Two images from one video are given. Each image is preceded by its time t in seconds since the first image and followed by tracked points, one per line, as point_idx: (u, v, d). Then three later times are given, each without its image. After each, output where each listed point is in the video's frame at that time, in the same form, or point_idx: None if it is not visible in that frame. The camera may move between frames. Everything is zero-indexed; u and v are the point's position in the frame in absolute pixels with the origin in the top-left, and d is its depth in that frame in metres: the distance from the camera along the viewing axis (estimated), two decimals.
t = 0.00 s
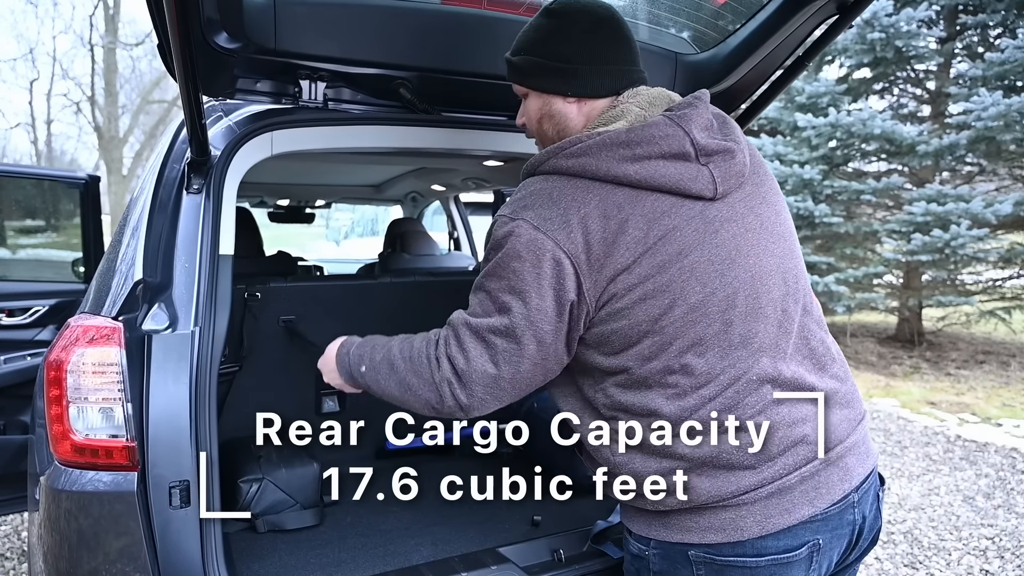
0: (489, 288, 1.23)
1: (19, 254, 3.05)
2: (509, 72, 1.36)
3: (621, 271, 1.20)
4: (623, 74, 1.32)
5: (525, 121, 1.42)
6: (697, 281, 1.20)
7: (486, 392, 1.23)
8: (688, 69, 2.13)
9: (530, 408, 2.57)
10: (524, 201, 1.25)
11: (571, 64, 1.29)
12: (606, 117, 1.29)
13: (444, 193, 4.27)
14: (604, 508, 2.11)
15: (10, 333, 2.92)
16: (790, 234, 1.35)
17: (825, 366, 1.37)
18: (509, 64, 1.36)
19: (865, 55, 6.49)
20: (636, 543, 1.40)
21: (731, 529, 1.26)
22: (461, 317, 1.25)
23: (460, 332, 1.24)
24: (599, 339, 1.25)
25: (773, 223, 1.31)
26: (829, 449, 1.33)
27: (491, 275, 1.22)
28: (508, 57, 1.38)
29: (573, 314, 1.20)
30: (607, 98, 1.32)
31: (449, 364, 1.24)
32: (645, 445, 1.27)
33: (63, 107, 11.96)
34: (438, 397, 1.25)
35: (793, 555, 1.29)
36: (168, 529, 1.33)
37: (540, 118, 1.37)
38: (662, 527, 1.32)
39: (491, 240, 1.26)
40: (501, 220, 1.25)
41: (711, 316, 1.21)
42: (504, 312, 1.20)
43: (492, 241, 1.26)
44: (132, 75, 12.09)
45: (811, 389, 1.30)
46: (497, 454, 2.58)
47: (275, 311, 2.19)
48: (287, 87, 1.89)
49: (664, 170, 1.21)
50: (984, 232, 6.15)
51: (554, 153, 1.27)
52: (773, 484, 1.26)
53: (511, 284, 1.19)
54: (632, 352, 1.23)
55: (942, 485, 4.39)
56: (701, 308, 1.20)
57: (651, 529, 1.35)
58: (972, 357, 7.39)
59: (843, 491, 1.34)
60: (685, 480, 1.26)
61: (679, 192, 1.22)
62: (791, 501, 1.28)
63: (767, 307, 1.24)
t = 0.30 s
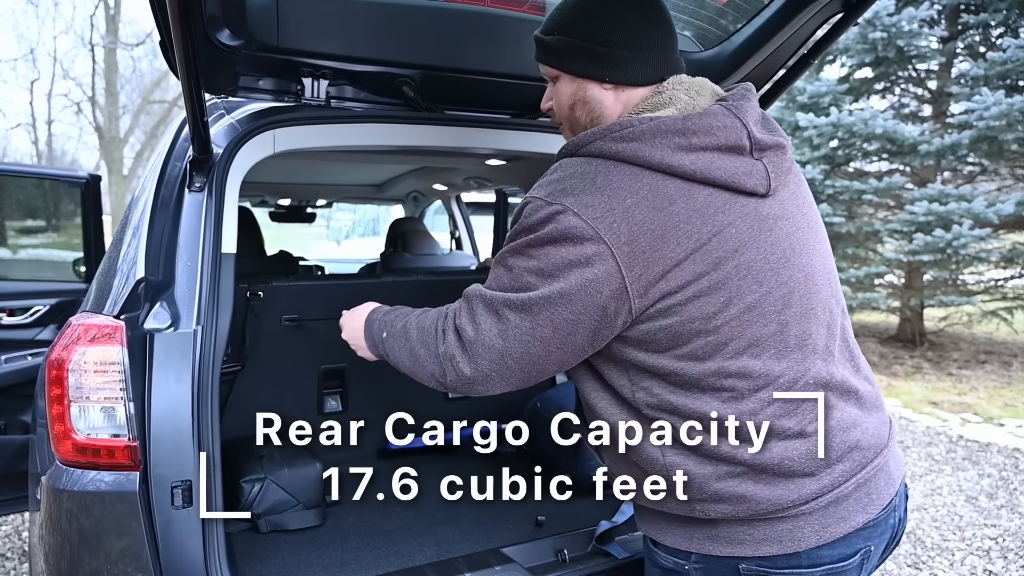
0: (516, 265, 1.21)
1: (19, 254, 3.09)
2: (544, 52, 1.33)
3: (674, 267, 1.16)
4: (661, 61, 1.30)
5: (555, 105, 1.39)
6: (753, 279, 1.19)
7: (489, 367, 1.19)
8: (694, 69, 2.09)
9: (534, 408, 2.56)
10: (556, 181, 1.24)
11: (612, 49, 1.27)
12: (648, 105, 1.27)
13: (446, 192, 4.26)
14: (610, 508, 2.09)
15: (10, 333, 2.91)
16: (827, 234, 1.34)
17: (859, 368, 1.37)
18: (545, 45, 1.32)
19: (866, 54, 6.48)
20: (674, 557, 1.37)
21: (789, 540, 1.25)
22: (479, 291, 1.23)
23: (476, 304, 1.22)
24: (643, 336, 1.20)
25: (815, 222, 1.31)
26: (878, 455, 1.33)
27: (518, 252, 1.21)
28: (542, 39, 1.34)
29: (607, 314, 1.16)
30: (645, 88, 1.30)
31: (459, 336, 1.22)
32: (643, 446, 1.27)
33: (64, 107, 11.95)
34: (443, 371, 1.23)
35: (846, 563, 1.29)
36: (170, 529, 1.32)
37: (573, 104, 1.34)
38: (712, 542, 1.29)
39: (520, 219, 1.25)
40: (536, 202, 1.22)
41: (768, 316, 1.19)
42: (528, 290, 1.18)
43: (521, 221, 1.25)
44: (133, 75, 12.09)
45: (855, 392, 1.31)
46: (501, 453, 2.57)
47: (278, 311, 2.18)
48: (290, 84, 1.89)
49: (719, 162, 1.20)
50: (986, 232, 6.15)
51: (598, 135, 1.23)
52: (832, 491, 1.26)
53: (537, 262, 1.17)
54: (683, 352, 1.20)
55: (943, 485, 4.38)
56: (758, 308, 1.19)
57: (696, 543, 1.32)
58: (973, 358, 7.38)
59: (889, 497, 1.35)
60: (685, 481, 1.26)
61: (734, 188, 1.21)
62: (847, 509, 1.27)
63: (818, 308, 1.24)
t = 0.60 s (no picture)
0: (530, 269, 1.21)
1: (20, 254, 3.09)
2: (555, 54, 1.32)
3: (698, 275, 1.16)
4: (674, 65, 1.28)
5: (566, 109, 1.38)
6: (780, 286, 1.18)
7: (497, 367, 1.20)
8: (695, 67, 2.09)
9: (536, 409, 2.56)
10: (570, 184, 1.24)
11: (623, 52, 1.26)
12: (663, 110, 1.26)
13: (446, 192, 4.25)
14: (613, 508, 2.09)
15: (11, 332, 2.90)
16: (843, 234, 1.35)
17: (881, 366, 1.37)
18: (556, 48, 1.32)
19: (867, 54, 6.49)
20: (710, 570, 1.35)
21: (835, 547, 1.24)
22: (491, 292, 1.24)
23: (486, 305, 1.23)
24: (667, 347, 1.19)
25: (832, 223, 1.31)
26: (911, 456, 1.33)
27: (532, 256, 1.22)
28: (553, 41, 1.34)
29: (623, 321, 1.15)
30: (658, 92, 1.29)
31: (469, 335, 1.22)
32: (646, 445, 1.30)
33: (64, 107, 11.94)
34: (451, 369, 1.24)
35: (888, 565, 1.31)
36: (172, 528, 1.32)
37: (585, 108, 1.33)
38: (755, 553, 1.28)
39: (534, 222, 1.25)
40: (552, 207, 1.22)
41: (797, 321, 1.19)
42: (542, 295, 1.18)
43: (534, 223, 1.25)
44: (134, 75, 12.09)
45: (885, 393, 1.31)
46: (502, 453, 2.57)
47: (280, 311, 2.18)
48: (292, 84, 1.88)
49: (741, 167, 1.20)
50: (987, 232, 6.15)
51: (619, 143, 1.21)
52: (875, 495, 1.26)
53: (549, 266, 1.18)
54: (713, 361, 1.19)
55: (945, 484, 4.38)
56: (787, 314, 1.19)
57: (736, 556, 1.30)
58: (974, 358, 7.37)
59: (919, 497, 1.35)
60: (684, 480, 1.28)
61: (757, 193, 1.20)
62: (888, 512, 1.27)
63: (845, 311, 1.24)
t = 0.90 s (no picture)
0: (509, 270, 1.20)
1: (21, 254, 3.06)
2: (537, 44, 1.31)
3: (665, 273, 1.15)
4: (655, 57, 1.27)
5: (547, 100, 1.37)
6: (744, 285, 1.17)
7: (484, 374, 1.18)
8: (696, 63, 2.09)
9: (537, 408, 2.55)
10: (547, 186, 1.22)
11: (604, 43, 1.24)
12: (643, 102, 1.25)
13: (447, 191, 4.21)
14: (615, 508, 2.08)
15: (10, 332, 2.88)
16: (826, 231, 1.32)
17: (863, 366, 1.35)
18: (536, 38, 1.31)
19: (869, 53, 6.48)
20: (669, 553, 1.37)
21: (784, 541, 1.24)
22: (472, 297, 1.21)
23: (469, 312, 1.20)
24: (630, 340, 1.20)
25: (812, 220, 1.28)
26: (880, 455, 1.30)
27: (512, 259, 1.20)
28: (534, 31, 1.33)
29: (597, 314, 1.15)
30: (638, 84, 1.28)
31: (453, 341, 1.20)
32: (644, 446, 1.27)
33: (64, 107, 11.91)
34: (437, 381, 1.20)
35: (845, 565, 1.28)
36: (171, 529, 1.31)
37: (566, 99, 1.32)
38: (706, 539, 1.30)
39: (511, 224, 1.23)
40: (530, 207, 1.20)
41: (758, 321, 1.18)
42: (522, 296, 1.17)
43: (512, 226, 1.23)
44: (135, 75, 12.07)
45: (855, 391, 1.29)
46: (503, 452, 2.56)
47: (279, 310, 2.18)
48: (292, 82, 1.87)
49: (714, 163, 1.18)
50: (989, 231, 6.15)
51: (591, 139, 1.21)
52: (830, 492, 1.24)
53: (530, 268, 1.16)
54: (671, 355, 1.20)
55: (948, 484, 4.36)
56: (748, 313, 1.18)
57: (690, 540, 1.32)
58: (976, 357, 7.35)
59: (889, 498, 1.32)
60: (685, 481, 1.26)
61: (729, 189, 1.19)
62: (845, 509, 1.25)
63: (814, 310, 1.22)
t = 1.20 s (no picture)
0: (471, 289, 1.22)
1: (22, 253, 3.04)
2: (494, 67, 1.31)
3: (620, 288, 1.15)
4: (609, 74, 1.27)
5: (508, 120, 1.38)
6: (702, 292, 1.15)
7: (451, 387, 1.20)
8: (703, 61, 2.07)
9: (540, 408, 2.53)
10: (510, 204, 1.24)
11: (557, 65, 1.25)
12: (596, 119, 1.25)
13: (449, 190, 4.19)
14: (619, 510, 2.05)
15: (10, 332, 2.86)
16: (799, 229, 1.29)
17: (850, 362, 1.31)
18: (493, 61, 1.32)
19: (872, 52, 6.41)
20: (659, 551, 1.35)
21: (767, 535, 1.22)
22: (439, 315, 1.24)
23: (438, 329, 1.23)
24: (598, 352, 1.20)
25: (779, 218, 1.26)
26: (863, 447, 1.28)
27: (473, 278, 1.22)
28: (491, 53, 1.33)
29: (559, 333, 1.16)
30: (593, 102, 1.28)
31: (421, 358, 1.23)
32: (644, 446, 1.25)
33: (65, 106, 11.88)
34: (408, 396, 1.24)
35: (832, 558, 1.26)
36: (173, 531, 1.29)
37: (525, 119, 1.33)
38: (692, 534, 1.28)
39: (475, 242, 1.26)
40: (487, 231, 1.21)
41: (721, 326, 1.16)
42: (483, 314, 1.19)
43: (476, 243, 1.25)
44: (135, 75, 12.05)
45: (838, 385, 1.25)
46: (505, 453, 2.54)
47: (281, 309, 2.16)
48: (293, 78, 1.85)
49: (660, 177, 1.16)
50: (993, 231, 6.11)
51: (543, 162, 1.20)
52: (810, 485, 1.22)
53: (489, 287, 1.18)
54: (637, 364, 1.19)
55: (952, 485, 4.34)
56: (708, 319, 1.16)
57: (677, 535, 1.30)
58: (979, 357, 7.33)
59: (877, 491, 1.30)
60: (685, 480, 1.23)
61: (679, 202, 1.16)
62: (828, 502, 1.23)
63: (782, 310, 1.19)
